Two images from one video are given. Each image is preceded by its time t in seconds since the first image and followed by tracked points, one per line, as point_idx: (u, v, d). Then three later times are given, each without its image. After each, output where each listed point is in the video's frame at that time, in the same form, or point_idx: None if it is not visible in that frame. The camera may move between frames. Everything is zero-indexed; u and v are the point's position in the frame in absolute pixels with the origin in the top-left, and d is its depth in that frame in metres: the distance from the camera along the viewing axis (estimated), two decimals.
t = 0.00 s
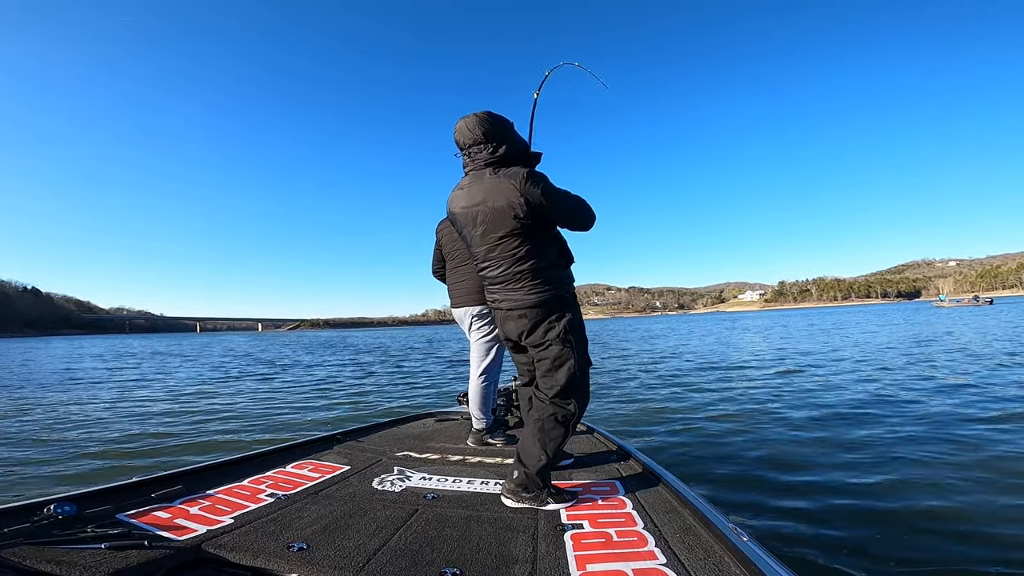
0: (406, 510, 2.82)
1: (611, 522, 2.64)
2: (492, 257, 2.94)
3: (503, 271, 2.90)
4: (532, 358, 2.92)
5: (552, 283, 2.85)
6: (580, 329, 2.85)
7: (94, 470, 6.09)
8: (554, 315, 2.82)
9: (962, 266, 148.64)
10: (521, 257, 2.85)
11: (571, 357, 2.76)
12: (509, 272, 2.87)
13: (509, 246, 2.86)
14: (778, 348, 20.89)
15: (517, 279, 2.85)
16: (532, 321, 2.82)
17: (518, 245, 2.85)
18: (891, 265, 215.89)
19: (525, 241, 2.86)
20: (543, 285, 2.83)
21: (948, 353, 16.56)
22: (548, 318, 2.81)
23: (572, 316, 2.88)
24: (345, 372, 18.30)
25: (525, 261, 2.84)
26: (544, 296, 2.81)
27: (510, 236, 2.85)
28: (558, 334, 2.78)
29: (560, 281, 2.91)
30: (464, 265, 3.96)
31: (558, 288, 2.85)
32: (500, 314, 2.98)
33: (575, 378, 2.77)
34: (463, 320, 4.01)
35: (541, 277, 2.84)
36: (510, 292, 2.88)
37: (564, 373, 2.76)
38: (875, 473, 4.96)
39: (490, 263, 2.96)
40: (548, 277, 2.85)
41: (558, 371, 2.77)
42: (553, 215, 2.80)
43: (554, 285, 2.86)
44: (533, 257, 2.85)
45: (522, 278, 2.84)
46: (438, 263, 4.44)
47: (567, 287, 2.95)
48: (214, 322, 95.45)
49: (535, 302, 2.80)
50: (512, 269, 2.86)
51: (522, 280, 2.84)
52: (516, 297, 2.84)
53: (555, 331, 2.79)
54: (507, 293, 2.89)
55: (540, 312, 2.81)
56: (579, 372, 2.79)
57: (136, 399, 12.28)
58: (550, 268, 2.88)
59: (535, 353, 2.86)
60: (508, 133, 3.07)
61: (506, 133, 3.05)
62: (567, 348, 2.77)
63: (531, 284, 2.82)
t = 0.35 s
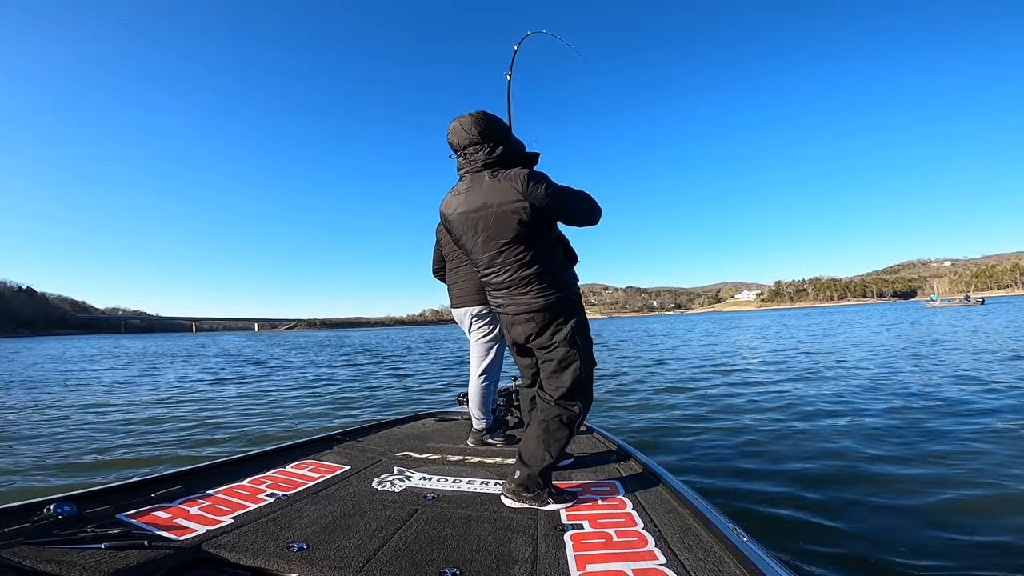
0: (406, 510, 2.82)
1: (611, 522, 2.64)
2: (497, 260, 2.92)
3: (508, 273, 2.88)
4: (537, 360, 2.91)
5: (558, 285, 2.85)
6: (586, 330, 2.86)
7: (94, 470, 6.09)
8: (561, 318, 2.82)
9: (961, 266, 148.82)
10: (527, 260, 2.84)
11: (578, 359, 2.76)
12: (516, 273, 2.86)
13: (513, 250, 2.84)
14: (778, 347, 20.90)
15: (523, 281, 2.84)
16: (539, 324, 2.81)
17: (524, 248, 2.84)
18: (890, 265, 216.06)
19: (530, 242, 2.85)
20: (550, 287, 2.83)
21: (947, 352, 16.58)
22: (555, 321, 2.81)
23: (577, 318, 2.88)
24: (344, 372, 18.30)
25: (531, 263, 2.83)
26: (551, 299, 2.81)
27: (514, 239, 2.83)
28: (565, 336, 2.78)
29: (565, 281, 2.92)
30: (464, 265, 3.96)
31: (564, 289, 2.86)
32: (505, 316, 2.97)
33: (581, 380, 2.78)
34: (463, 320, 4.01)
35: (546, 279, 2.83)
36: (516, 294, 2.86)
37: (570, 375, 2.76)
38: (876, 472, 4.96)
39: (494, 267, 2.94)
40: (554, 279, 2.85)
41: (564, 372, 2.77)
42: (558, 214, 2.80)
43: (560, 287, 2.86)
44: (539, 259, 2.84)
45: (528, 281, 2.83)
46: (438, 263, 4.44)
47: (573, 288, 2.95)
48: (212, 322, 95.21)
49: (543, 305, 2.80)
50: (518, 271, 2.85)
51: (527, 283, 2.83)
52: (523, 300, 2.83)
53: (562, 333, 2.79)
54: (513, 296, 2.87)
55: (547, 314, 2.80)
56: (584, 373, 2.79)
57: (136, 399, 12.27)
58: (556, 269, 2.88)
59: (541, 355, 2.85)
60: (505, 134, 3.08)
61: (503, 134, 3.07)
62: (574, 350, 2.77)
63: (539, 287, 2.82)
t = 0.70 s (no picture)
0: (406, 510, 2.82)
1: (611, 522, 2.64)
2: (503, 257, 2.91)
3: (513, 272, 2.87)
4: (539, 361, 2.90)
5: (563, 287, 2.85)
6: (589, 333, 2.86)
7: (93, 471, 6.09)
8: (565, 319, 2.81)
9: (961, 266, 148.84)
10: (533, 259, 2.83)
11: (582, 362, 2.77)
12: (521, 272, 2.85)
13: (518, 253, 2.85)
14: (778, 348, 20.94)
15: (529, 280, 2.83)
16: (543, 326, 2.80)
17: (529, 250, 2.84)
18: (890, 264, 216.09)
19: (536, 242, 2.85)
20: (555, 288, 2.82)
21: (947, 352, 16.59)
22: (560, 323, 2.80)
23: (580, 320, 2.88)
24: (344, 373, 18.29)
25: (535, 265, 2.83)
26: (557, 300, 2.81)
27: (520, 242, 2.84)
28: (569, 338, 2.79)
29: (570, 283, 2.92)
30: (464, 265, 3.96)
31: (568, 291, 2.86)
32: (509, 319, 2.96)
33: (584, 383, 2.79)
34: (463, 321, 4.01)
35: (550, 281, 2.83)
36: (520, 293, 2.84)
37: (573, 377, 2.76)
38: (876, 472, 4.96)
39: (499, 270, 2.95)
40: (558, 281, 2.85)
41: (568, 375, 2.77)
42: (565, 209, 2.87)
43: (565, 289, 2.86)
44: (543, 261, 2.84)
45: (534, 280, 2.82)
46: (438, 263, 4.43)
47: (577, 290, 2.96)
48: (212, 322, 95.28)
49: (548, 305, 2.79)
50: (524, 270, 2.84)
51: (532, 284, 2.82)
52: (527, 303, 2.82)
53: (567, 335, 2.79)
54: (517, 295, 2.86)
55: (551, 316, 2.80)
56: (587, 376, 2.80)
57: (135, 400, 12.26)
58: (559, 272, 2.87)
59: (543, 357, 2.85)
60: (517, 133, 3.12)
61: (515, 133, 3.10)
62: (578, 353, 2.78)
63: (544, 287, 2.81)
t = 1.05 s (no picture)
0: (406, 510, 2.82)
1: (611, 522, 2.64)
2: (507, 253, 2.95)
3: (516, 267, 2.90)
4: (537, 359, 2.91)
5: (563, 285, 2.85)
6: (589, 331, 2.85)
7: (92, 471, 6.08)
8: (564, 315, 2.81)
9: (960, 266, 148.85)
10: (535, 255, 2.86)
11: (578, 359, 2.76)
12: (523, 266, 2.88)
13: (521, 249, 2.89)
14: (778, 348, 20.94)
15: (530, 276, 2.85)
16: (540, 321, 2.80)
17: (530, 246, 2.87)
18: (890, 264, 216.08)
19: (539, 239, 2.88)
20: (555, 283, 2.83)
21: (947, 352, 16.56)
22: (558, 318, 2.79)
23: (580, 319, 2.87)
24: (343, 372, 18.28)
25: (536, 262, 2.85)
26: (555, 294, 2.81)
27: (523, 239, 2.89)
28: (566, 335, 2.78)
29: (571, 283, 2.92)
30: (463, 266, 3.96)
31: (568, 289, 2.86)
32: (509, 316, 2.98)
33: (582, 381, 2.78)
34: (463, 321, 4.01)
35: (550, 277, 2.83)
36: (521, 288, 2.86)
37: (570, 375, 2.76)
38: (876, 474, 4.96)
39: (502, 267, 2.99)
40: (559, 279, 2.85)
41: (564, 373, 2.77)
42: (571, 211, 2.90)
43: (565, 286, 2.86)
44: (544, 258, 2.86)
45: (534, 275, 2.84)
46: (438, 263, 4.43)
47: (578, 288, 2.96)
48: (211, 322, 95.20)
49: (547, 299, 2.80)
50: (526, 265, 2.87)
51: (532, 280, 2.84)
52: (526, 298, 2.83)
53: (564, 332, 2.78)
54: (518, 289, 2.88)
55: (549, 312, 2.80)
56: (585, 375, 2.79)
57: (135, 400, 12.26)
58: (560, 269, 2.88)
59: (541, 354, 2.85)
60: (531, 139, 3.12)
61: (529, 139, 3.11)
62: (576, 350, 2.77)
63: (543, 281, 2.82)
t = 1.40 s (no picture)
0: (406, 510, 2.82)
1: (611, 522, 2.63)
2: (508, 249, 2.97)
3: (515, 262, 2.91)
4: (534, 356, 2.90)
5: (560, 281, 2.85)
6: (585, 329, 2.85)
7: (91, 472, 6.07)
8: (559, 310, 2.80)
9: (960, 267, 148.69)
10: (535, 250, 2.87)
11: (574, 356, 2.76)
12: (522, 262, 2.88)
13: (521, 246, 2.91)
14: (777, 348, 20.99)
15: (527, 271, 2.86)
16: (536, 315, 2.80)
17: (529, 242, 2.88)
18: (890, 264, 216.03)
19: (538, 236, 2.89)
20: (553, 278, 2.83)
21: (947, 352, 16.58)
22: (554, 312, 2.79)
23: (576, 316, 2.86)
24: (342, 373, 18.27)
25: (534, 258, 2.86)
26: (552, 290, 2.80)
27: (523, 237, 2.90)
28: (561, 331, 2.78)
29: (570, 282, 2.92)
30: (463, 265, 3.95)
31: (565, 286, 2.86)
32: (507, 312, 2.98)
33: (577, 378, 2.78)
34: (463, 321, 4.00)
35: (547, 273, 2.84)
36: (520, 282, 2.87)
37: (565, 372, 2.76)
38: (876, 472, 4.96)
39: (503, 264, 3.01)
40: (556, 275, 2.85)
41: (560, 369, 2.76)
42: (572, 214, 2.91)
43: (562, 283, 2.86)
44: (543, 255, 2.87)
45: (531, 270, 2.85)
46: (438, 263, 4.43)
47: (576, 287, 2.96)
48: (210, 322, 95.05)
49: (542, 294, 2.80)
50: (525, 260, 2.88)
51: (529, 275, 2.85)
52: (523, 292, 2.84)
53: (559, 328, 2.78)
54: (517, 284, 2.88)
55: (544, 307, 2.79)
56: (580, 372, 2.79)
57: (135, 400, 12.27)
58: (558, 267, 2.88)
59: (537, 350, 2.84)
60: (538, 146, 3.13)
61: (536, 146, 3.11)
62: (570, 346, 2.77)
63: (541, 276, 2.82)
